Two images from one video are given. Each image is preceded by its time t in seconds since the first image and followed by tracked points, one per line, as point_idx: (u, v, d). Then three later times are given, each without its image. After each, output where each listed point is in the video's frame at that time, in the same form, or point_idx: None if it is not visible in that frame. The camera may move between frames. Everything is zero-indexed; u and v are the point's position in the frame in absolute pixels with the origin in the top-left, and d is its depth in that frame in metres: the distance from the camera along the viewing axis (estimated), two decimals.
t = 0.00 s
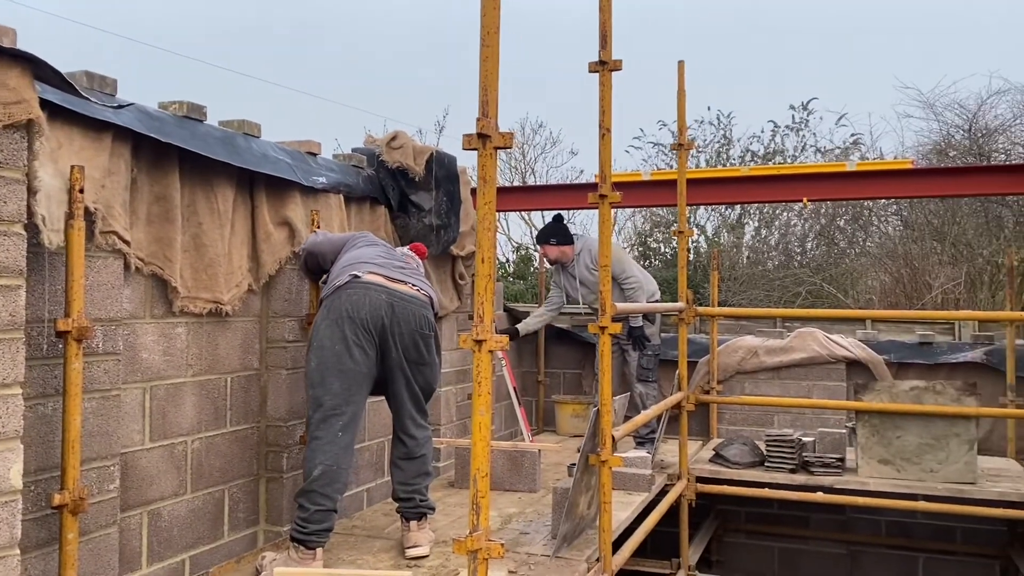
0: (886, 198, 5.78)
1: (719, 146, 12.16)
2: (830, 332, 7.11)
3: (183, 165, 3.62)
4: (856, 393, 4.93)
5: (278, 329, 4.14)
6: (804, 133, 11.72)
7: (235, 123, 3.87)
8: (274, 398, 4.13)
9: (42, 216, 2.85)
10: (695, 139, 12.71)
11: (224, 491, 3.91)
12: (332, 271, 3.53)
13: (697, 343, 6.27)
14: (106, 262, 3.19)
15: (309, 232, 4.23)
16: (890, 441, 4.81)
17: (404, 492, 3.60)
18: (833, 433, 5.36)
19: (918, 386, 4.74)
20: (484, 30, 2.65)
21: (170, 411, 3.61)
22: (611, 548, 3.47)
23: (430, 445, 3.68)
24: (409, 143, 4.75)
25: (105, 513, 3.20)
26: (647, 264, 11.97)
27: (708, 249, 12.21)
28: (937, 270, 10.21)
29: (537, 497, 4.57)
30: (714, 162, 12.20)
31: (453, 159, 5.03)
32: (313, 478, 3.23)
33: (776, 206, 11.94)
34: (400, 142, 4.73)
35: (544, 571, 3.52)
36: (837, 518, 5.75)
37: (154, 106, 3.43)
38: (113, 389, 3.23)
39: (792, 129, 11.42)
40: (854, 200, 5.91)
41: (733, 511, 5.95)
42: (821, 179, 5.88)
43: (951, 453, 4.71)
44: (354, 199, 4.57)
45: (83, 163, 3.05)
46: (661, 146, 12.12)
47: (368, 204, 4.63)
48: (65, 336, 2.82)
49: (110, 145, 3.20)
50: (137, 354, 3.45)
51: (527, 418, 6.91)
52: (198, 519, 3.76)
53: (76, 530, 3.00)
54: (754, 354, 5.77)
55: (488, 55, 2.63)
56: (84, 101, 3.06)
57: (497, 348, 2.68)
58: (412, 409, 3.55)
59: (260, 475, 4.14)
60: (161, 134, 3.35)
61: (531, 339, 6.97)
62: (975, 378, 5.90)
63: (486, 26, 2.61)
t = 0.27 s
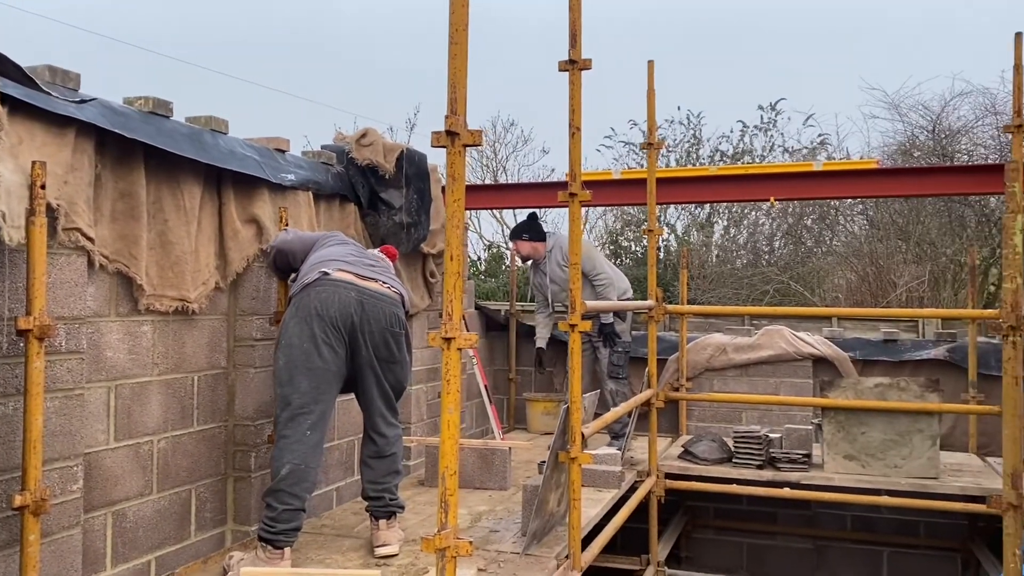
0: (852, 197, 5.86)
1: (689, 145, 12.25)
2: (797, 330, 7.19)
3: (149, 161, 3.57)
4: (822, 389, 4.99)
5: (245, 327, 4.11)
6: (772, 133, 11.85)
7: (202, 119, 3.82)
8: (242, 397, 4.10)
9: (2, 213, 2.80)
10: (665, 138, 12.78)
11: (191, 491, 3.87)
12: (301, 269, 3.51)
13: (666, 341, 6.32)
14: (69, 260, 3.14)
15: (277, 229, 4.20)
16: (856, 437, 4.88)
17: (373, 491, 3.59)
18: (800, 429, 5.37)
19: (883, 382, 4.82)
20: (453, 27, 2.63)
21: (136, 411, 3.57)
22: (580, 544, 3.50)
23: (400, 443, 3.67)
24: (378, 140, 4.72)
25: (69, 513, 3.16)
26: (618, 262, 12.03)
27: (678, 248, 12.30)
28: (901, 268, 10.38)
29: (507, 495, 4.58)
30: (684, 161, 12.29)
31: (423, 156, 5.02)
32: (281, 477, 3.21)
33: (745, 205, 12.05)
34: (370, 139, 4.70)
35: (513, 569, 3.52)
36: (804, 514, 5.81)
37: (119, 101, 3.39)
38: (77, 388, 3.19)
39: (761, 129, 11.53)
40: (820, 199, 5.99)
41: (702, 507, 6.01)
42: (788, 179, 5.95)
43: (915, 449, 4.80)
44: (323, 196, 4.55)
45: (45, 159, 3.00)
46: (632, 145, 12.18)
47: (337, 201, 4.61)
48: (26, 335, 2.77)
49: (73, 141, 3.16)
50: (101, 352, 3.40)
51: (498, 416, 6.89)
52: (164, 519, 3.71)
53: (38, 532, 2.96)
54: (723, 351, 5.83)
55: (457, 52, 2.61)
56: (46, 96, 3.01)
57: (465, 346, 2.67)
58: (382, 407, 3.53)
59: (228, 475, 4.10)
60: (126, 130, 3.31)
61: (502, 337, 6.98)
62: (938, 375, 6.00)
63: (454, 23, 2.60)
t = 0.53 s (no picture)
0: (820, 197, 5.92)
1: (660, 145, 12.31)
2: (766, 328, 7.26)
3: (113, 157, 3.51)
4: (789, 387, 5.04)
5: (212, 326, 4.06)
6: (742, 133, 11.95)
7: (167, 115, 3.77)
8: (209, 396, 4.05)
9: None
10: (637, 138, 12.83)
11: (156, 492, 3.82)
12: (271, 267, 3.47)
13: (637, 339, 6.35)
14: (30, 258, 3.08)
15: (245, 227, 4.15)
16: (822, 434, 4.95)
17: (342, 490, 3.56)
18: (768, 427, 5.44)
19: (849, 380, 4.88)
20: (421, 24, 2.61)
21: (99, 411, 3.51)
22: (550, 544, 3.48)
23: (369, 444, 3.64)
24: (348, 138, 4.70)
25: (30, 516, 3.10)
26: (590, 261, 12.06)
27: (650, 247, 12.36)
28: (868, 267, 10.51)
29: (477, 494, 4.57)
30: (655, 160, 12.35)
31: (393, 154, 4.99)
32: (249, 477, 3.18)
33: (716, 204, 12.14)
34: (340, 136, 4.66)
35: (483, 568, 3.51)
36: (771, 510, 5.89)
37: (82, 96, 3.32)
38: (38, 388, 3.13)
39: (731, 129, 11.62)
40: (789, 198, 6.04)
41: (672, 505, 6.04)
42: (757, 179, 6.00)
43: (881, 445, 4.86)
44: (291, 194, 4.51)
45: (5, 154, 2.94)
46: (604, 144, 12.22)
47: (306, 199, 4.57)
48: None
49: (34, 136, 3.09)
50: (64, 352, 3.34)
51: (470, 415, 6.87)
52: (129, 521, 3.66)
53: None
54: (692, 349, 5.89)
55: (426, 49, 2.59)
56: (6, 89, 2.95)
57: (434, 344, 2.64)
58: (352, 407, 3.51)
59: (194, 475, 4.05)
60: (89, 125, 3.24)
61: (473, 336, 6.97)
62: (903, 372, 6.09)
63: (424, 19, 2.58)
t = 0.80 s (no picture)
0: (789, 197, 5.97)
1: (632, 145, 12.37)
2: (735, 327, 7.32)
3: (77, 154, 3.45)
4: (759, 385, 5.08)
5: (179, 325, 4.01)
6: (713, 133, 12.03)
7: (133, 112, 3.71)
8: (176, 396, 4.00)
9: None
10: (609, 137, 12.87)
11: (122, 493, 3.76)
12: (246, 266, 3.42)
13: (608, 338, 6.37)
14: None
15: (213, 225, 4.10)
16: (791, 431, 5.00)
17: (313, 491, 3.53)
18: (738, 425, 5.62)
19: (817, 377, 4.93)
20: (390, 21, 2.58)
21: (63, 411, 3.45)
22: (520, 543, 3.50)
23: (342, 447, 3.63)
24: (318, 135, 4.66)
25: None
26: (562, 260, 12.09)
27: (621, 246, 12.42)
28: (836, 267, 10.64)
29: (449, 493, 4.56)
30: (627, 160, 12.39)
31: (363, 152, 4.96)
32: (224, 476, 3.14)
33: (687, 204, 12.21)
34: (308, 133, 4.63)
35: (453, 568, 3.50)
36: (741, 507, 5.93)
37: (45, 92, 3.25)
38: None
39: (702, 129, 11.69)
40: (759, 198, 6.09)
41: (643, 503, 6.07)
42: (728, 179, 6.04)
43: (848, 443, 4.92)
44: (260, 192, 4.47)
45: None
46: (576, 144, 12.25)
47: (275, 196, 4.54)
48: None
49: None
50: (26, 352, 3.28)
51: (442, 415, 6.87)
52: (94, 523, 3.60)
53: None
54: (663, 348, 5.92)
55: (394, 46, 2.56)
56: None
57: (404, 343, 2.62)
58: (328, 409, 3.50)
59: (161, 476, 4.00)
60: (52, 121, 3.17)
61: (445, 335, 6.96)
62: (870, 370, 6.16)
63: (392, 16, 2.54)
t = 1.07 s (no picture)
0: (759, 197, 6.02)
1: (605, 145, 12.41)
2: (706, 325, 7.37)
3: (41, 151, 3.39)
4: (729, 383, 5.13)
5: (147, 324, 3.96)
6: (685, 133, 12.11)
7: (99, 108, 3.66)
8: (144, 396, 3.95)
9: None
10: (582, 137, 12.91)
11: (88, 495, 3.71)
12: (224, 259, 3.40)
13: (580, 337, 6.40)
14: None
15: (181, 223, 4.06)
16: (761, 429, 5.05)
17: (286, 490, 3.49)
18: (709, 422, 5.60)
19: (786, 376, 4.98)
20: (360, 19, 2.56)
21: (27, 412, 3.39)
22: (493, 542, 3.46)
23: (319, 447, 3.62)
24: (288, 133, 4.61)
25: None
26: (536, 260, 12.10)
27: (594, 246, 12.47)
28: (805, 266, 10.82)
29: (420, 493, 4.55)
30: (600, 160, 12.44)
31: (334, 150, 4.94)
32: (202, 463, 3.15)
33: (658, 205, 12.25)
34: (279, 131, 4.58)
35: (425, 568, 3.49)
36: (712, 505, 5.98)
37: (9, 87, 3.19)
38: None
39: (674, 130, 11.77)
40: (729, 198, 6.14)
41: (615, 501, 6.10)
42: (699, 179, 6.08)
43: (817, 440, 4.98)
44: (230, 189, 4.43)
45: None
46: (549, 143, 12.28)
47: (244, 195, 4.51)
48: None
49: None
50: None
51: (414, 414, 6.86)
52: (59, 526, 3.55)
53: None
54: (635, 347, 5.95)
55: (364, 44, 2.54)
56: None
57: (373, 342, 2.61)
58: (307, 410, 3.49)
59: (128, 477, 3.96)
60: (16, 117, 3.11)
61: (417, 334, 6.94)
62: (839, 369, 6.24)
63: (362, 13, 2.52)
